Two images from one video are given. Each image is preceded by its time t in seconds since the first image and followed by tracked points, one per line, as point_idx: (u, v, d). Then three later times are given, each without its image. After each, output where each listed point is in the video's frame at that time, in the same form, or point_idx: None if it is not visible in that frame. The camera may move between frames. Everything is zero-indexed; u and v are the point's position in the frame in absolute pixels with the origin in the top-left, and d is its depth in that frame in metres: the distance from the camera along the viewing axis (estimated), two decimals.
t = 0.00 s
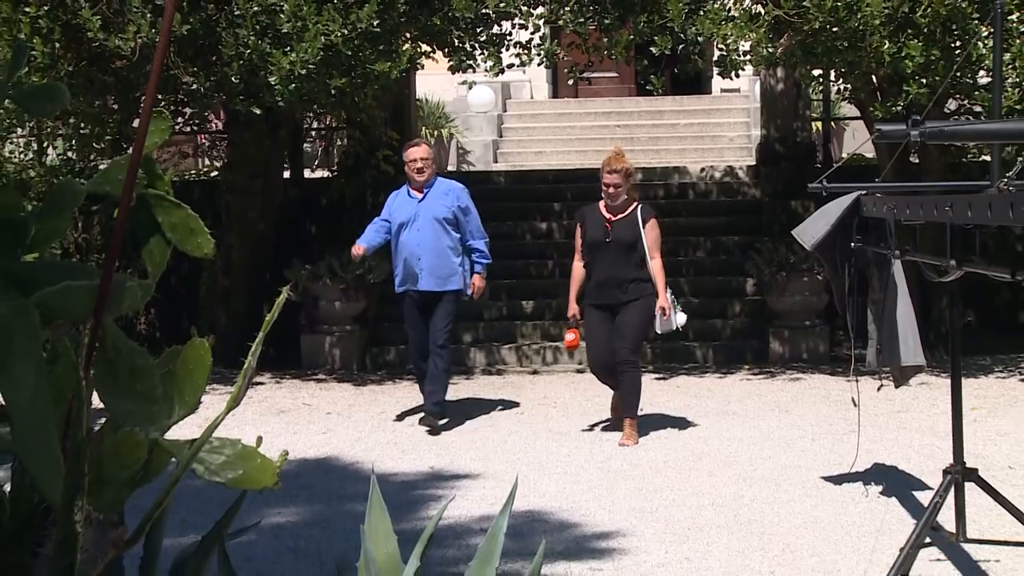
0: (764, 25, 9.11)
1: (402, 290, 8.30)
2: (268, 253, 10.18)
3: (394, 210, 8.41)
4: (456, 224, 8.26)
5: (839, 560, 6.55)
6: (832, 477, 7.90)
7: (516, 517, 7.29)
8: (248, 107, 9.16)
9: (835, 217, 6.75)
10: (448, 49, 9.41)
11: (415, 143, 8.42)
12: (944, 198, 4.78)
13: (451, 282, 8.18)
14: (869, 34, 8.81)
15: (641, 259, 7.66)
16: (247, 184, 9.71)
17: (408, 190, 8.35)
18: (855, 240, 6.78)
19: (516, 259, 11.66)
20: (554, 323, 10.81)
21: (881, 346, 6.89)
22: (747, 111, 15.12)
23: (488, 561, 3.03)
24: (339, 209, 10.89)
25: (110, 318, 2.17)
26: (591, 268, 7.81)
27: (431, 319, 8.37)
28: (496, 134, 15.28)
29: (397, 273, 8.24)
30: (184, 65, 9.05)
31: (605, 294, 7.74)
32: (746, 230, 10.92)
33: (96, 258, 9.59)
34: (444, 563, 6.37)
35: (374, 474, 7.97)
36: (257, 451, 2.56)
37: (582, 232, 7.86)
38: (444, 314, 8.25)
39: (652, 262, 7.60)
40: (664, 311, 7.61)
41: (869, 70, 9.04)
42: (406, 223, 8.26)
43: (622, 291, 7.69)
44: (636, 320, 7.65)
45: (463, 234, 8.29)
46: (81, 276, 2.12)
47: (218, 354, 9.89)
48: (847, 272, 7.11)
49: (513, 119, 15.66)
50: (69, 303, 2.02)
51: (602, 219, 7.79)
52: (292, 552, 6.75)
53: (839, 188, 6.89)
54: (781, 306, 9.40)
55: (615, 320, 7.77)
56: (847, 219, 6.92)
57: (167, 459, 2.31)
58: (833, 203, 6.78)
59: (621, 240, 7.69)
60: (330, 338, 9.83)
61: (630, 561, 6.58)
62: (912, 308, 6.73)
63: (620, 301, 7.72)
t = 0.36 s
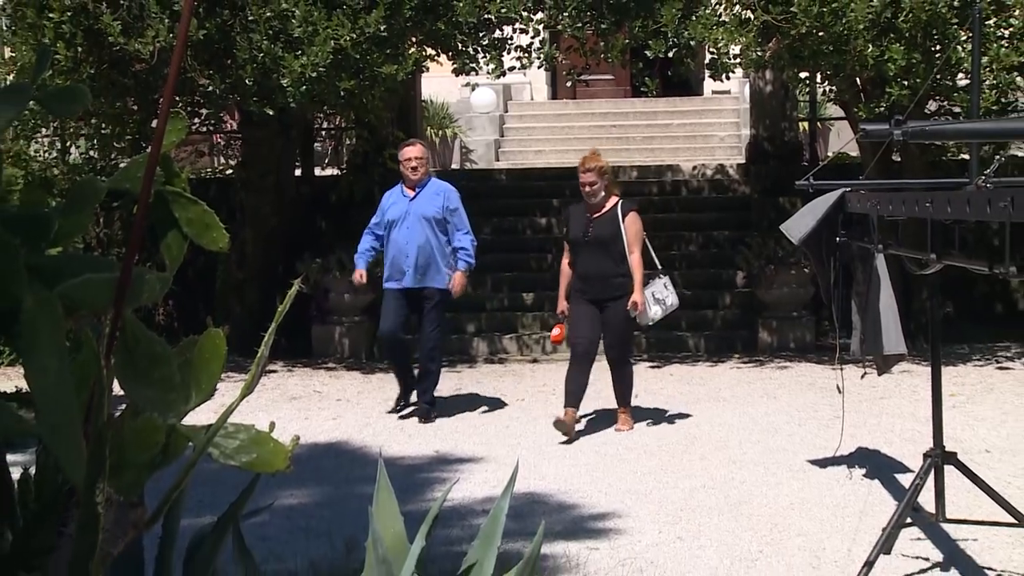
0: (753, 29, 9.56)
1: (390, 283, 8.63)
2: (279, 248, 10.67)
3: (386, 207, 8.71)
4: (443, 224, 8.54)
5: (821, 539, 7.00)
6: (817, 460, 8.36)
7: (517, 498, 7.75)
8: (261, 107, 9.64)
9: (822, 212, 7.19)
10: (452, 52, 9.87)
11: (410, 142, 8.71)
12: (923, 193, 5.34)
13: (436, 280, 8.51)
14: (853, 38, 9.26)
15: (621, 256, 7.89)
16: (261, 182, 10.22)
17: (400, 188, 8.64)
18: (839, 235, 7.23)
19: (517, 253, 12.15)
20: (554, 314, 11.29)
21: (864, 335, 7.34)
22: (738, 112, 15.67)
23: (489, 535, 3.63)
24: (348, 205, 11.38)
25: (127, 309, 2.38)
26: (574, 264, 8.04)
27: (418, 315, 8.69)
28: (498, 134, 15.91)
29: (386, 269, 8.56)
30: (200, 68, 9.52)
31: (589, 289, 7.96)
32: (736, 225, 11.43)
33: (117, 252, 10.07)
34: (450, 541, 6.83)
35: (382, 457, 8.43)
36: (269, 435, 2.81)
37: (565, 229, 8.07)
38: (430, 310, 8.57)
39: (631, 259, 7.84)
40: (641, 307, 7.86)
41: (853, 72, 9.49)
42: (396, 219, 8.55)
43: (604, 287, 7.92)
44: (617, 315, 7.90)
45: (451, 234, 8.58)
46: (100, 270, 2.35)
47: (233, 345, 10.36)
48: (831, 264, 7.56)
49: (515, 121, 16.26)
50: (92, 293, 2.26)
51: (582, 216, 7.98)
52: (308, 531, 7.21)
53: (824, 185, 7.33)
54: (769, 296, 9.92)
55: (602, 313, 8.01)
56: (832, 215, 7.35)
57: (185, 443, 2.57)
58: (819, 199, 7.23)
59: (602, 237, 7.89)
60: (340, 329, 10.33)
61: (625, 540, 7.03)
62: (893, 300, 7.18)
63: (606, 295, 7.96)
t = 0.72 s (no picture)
0: (742, 34, 10.05)
1: (378, 286, 8.74)
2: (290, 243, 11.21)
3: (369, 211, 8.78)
4: (427, 223, 8.70)
5: (804, 520, 7.46)
6: (802, 445, 8.82)
7: (516, 481, 8.22)
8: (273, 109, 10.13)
9: (806, 209, 7.67)
10: (455, 56, 10.36)
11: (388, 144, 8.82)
12: (899, 190, 5.94)
13: (426, 279, 8.66)
14: (837, 43, 9.72)
15: (588, 251, 7.92)
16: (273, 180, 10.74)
17: (380, 192, 8.76)
18: (823, 230, 7.71)
19: (518, 248, 12.68)
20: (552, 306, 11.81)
21: (846, 324, 7.81)
22: (727, 113, 16.31)
23: (491, 515, 3.66)
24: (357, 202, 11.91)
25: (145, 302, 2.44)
26: (541, 261, 8.07)
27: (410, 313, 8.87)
28: (499, 134, 16.48)
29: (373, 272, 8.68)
30: (216, 71, 10.01)
31: (556, 286, 7.99)
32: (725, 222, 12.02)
33: (136, 247, 10.55)
34: (454, 521, 7.30)
35: (388, 442, 8.92)
36: (282, 422, 2.99)
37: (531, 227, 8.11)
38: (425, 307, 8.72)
39: (598, 254, 7.88)
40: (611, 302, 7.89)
41: (837, 75, 9.97)
42: (379, 223, 8.66)
43: (571, 283, 7.94)
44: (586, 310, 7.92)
45: (435, 232, 8.75)
46: (120, 264, 2.41)
47: (246, 336, 10.85)
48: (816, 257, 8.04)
49: (515, 121, 16.83)
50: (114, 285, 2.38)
51: (548, 213, 8.03)
52: (320, 512, 7.68)
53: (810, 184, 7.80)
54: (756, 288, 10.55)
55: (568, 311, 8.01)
56: (817, 212, 7.82)
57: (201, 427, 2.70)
58: (805, 197, 7.70)
59: (568, 233, 7.93)
60: (350, 320, 10.87)
61: (620, 521, 7.50)
62: (873, 292, 7.66)
63: (572, 292, 7.96)
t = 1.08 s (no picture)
0: (731, 40, 10.55)
1: (368, 279, 8.99)
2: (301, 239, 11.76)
3: (363, 206, 9.05)
4: (420, 221, 8.97)
5: (790, 502, 7.90)
6: (788, 430, 9.31)
7: (516, 465, 8.71)
8: (285, 111, 10.68)
9: (792, 205, 8.16)
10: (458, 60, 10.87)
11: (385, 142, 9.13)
12: (870, 187, 6.59)
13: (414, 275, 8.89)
14: (820, 48, 10.22)
15: (564, 254, 8.14)
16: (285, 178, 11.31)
17: (376, 188, 9.05)
18: (810, 226, 8.20)
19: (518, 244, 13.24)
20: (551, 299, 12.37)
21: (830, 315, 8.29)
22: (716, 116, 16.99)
23: (491, 497, 3.92)
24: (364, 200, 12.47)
25: (159, 292, 2.87)
26: (518, 262, 8.27)
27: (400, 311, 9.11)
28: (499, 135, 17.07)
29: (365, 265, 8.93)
30: (229, 74, 10.53)
31: (530, 287, 8.19)
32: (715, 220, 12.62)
33: (154, 242, 11.10)
34: (457, 502, 7.74)
35: (394, 428, 9.41)
36: (292, 409, 3.48)
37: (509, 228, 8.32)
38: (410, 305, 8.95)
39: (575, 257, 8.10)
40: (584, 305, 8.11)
41: (821, 78, 10.48)
42: (374, 217, 8.94)
43: (546, 285, 8.14)
44: (559, 312, 8.13)
45: (427, 231, 9.01)
46: (138, 260, 2.80)
47: (259, 327, 11.40)
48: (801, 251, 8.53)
49: (514, 123, 17.41)
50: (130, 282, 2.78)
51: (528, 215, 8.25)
52: (331, 493, 8.17)
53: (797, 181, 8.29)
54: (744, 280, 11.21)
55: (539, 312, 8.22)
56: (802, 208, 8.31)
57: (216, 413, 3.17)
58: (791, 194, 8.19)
59: (546, 236, 8.14)
60: (358, 311, 11.44)
61: (615, 502, 7.95)
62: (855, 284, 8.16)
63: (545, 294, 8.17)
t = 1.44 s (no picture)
0: (718, 46, 11.10)
1: (365, 282, 9.24)
2: (308, 238, 12.32)
3: (363, 209, 9.32)
4: (417, 226, 9.20)
5: (774, 486, 8.37)
6: (773, 419, 9.81)
7: (513, 453, 9.21)
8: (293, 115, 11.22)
9: (777, 205, 8.66)
10: (459, 66, 11.41)
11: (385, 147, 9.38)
12: (847, 189, 7.12)
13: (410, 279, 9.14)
14: (803, 54, 10.74)
15: (540, 252, 8.35)
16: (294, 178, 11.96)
17: (374, 192, 9.30)
18: (794, 225, 8.70)
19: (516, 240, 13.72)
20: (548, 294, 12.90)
21: (813, 309, 8.79)
22: (706, 119, 17.57)
23: (491, 483, 4.01)
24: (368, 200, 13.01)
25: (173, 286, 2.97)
26: (495, 260, 8.49)
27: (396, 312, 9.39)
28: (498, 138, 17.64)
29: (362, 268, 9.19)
30: (239, 80, 11.07)
31: (507, 284, 8.40)
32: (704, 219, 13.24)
33: (169, 240, 11.63)
34: (457, 488, 8.22)
35: (397, 416, 9.94)
36: (300, 399, 3.69)
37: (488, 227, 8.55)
38: (405, 308, 9.23)
39: (551, 254, 8.31)
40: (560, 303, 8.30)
41: (804, 83, 11.01)
42: (372, 221, 9.20)
43: (522, 282, 8.35)
44: (534, 308, 8.33)
45: (424, 236, 9.24)
46: (154, 258, 2.90)
47: (269, 321, 11.93)
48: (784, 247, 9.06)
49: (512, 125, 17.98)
50: (148, 278, 2.88)
51: (506, 214, 8.48)
52: (339, 479, 8.66)
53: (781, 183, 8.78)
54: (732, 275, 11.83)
55: (517, 309, 8.43)
56: (786, 207, 8.80)
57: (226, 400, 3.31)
58: (777, 195, 8.68)
59: (523, 234, 8.37)
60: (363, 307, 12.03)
61: (607, 488, 8.42)
62: (835, 279, 8.66)
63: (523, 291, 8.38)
